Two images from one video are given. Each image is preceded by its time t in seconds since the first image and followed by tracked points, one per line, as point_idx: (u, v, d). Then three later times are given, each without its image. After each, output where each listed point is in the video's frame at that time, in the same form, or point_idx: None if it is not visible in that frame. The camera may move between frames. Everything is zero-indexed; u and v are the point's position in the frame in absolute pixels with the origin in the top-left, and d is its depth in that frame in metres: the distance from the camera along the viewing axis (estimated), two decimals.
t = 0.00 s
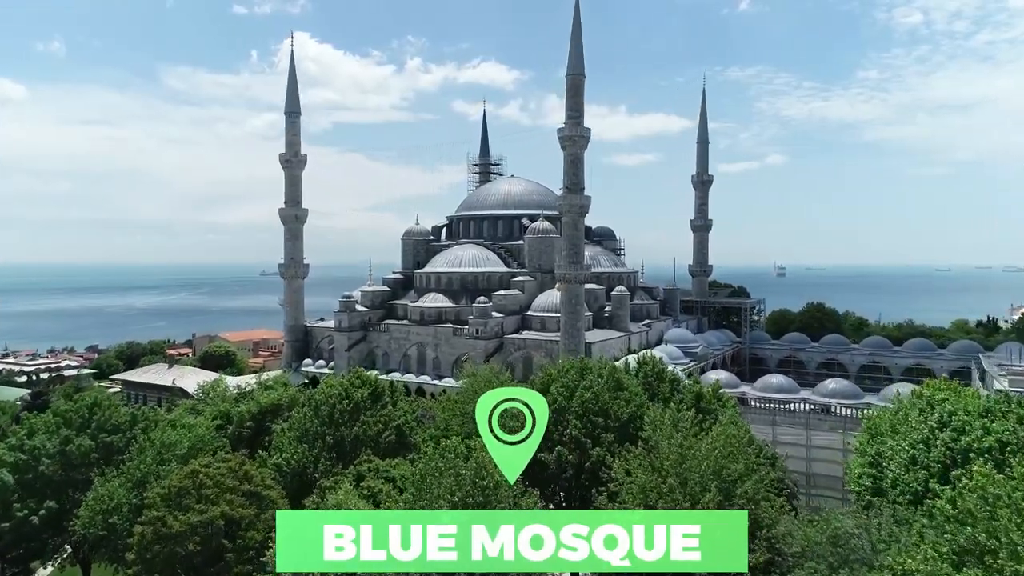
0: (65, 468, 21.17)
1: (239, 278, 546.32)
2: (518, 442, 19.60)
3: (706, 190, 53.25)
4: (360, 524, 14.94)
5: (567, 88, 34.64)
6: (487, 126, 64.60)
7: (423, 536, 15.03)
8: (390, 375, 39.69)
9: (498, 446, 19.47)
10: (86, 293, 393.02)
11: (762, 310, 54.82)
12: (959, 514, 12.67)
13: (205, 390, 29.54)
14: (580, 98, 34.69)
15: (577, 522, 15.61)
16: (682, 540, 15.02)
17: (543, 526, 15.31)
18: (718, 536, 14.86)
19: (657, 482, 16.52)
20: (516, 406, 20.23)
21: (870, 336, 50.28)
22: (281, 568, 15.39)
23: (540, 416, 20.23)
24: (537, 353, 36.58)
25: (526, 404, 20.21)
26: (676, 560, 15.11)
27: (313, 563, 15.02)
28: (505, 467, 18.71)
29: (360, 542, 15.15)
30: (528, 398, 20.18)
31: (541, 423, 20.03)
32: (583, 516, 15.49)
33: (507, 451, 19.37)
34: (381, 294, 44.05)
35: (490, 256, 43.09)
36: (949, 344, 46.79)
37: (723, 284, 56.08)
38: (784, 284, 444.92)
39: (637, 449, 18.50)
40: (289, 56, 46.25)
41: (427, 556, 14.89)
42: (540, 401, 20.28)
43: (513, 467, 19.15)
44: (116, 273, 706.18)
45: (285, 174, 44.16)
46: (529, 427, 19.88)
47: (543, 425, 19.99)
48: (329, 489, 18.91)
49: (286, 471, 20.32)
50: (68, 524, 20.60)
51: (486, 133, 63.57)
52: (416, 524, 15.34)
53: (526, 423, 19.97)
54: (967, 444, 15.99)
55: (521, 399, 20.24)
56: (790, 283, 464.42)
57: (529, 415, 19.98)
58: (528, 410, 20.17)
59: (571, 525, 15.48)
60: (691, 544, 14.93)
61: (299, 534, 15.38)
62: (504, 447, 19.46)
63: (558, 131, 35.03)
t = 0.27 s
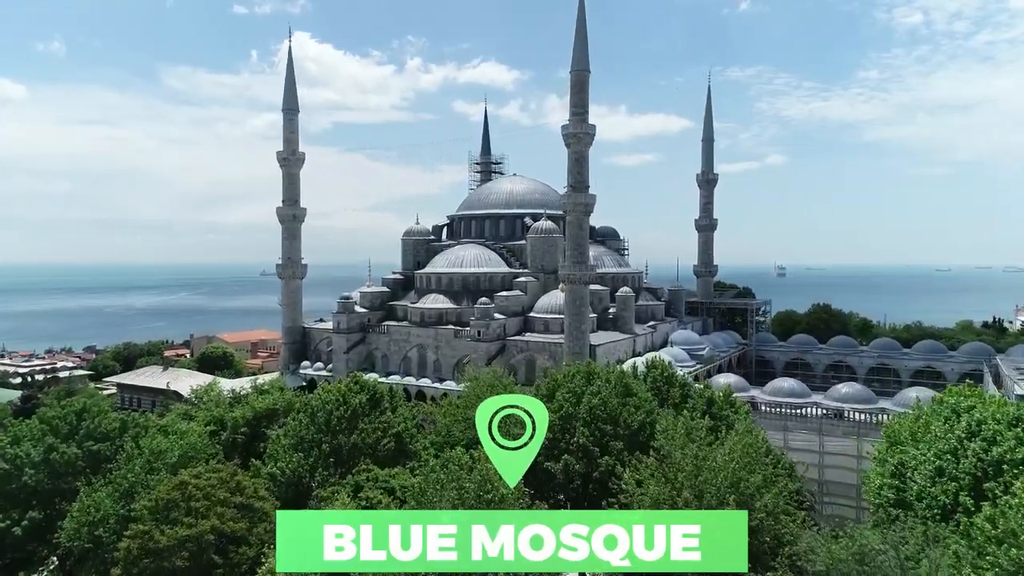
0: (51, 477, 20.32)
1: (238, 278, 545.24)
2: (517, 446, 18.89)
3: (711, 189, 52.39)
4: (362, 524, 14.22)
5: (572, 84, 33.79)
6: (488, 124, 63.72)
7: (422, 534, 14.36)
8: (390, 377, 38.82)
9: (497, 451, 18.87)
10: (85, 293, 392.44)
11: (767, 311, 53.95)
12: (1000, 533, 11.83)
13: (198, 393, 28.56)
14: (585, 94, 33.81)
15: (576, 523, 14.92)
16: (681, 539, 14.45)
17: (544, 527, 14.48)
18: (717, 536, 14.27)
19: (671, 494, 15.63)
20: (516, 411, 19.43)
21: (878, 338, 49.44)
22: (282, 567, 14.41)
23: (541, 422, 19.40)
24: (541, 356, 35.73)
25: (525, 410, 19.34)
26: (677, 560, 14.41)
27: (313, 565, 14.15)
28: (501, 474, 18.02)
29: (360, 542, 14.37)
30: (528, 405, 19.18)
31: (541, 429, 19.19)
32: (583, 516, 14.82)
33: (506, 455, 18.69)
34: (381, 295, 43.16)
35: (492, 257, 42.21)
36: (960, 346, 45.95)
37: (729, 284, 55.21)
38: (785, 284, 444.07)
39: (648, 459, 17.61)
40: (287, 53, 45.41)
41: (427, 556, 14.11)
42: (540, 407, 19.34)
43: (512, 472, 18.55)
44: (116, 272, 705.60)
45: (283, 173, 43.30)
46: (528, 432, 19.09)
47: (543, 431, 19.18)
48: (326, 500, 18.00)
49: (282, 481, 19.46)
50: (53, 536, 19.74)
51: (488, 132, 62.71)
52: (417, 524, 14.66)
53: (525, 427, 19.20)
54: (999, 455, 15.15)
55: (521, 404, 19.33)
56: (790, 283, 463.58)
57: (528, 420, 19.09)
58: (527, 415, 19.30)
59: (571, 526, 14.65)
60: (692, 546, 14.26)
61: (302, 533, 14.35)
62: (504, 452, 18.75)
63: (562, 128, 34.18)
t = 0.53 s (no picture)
0: (36, 487, 19.47)
1: (238, 278, 544.29)
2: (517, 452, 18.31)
3: (716, 188, 51.49)
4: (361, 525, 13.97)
5: (576, 80, 32.91)
6: (489, 123, 62.83)
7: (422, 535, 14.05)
8: (390, 380, 37.97)
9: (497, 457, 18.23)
10: (85, 293, 391.85)
11: (774, 312, 53.04)
12: None
13: (191, 397, 27.63)
14: (590, 90, 32.94)
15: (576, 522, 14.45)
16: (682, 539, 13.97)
17: (544, 526, 14.05)
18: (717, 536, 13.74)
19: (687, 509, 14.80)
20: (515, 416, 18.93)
21: (887, 340, 48.55)
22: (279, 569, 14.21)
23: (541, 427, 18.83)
24: (544, 359, 34.87)
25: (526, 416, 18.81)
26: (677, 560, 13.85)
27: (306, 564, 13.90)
28: (502, 479, 17.18)
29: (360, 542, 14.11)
30: (528, 412, 18.68)
31: (541, 435, 18.70)
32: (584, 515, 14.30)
33: (506, 463, 18.06)
34: (380, 296, 42.26)
35: (494, 257, 41.31)
36: (971, 349, 45.06)
37: (734, 285, 54.31)
38: (786, 284, 443.22)
39: (662, 470, 16.77)
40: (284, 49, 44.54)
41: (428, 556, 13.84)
42: (540, 413, 18.91)
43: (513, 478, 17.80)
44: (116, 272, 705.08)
45: (281, 171, 42.42)
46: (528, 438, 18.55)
47: (543, 437, 18.72)
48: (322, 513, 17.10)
49: (276, 491, 18.57)
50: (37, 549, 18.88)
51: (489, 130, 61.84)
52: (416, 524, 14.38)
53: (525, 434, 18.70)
54: None
55: (522, 410, 18.86)
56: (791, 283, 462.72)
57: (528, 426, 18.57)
58: (528, 421, 18.79)
59: (571, 525, 14.17)
60: (693, 545, 13.77)
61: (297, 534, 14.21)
62: (505, 458, 18.08)
63: (566, 125, 33.33)
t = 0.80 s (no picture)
0: (22, 497, 18.74)
1: (238, 278, 543.63)
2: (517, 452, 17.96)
3: (721, 187, 50.69)
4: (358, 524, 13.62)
5: (581, 75, 32.12)
6: (490, 121, 62.01)
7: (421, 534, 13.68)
8: (390, 383, 37.21)
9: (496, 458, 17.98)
10: (85, 293, 391.06)
11: (779, 313, 52.26)
12: None
13: (184, 400, 26.66)
14: (595, 86, 32.16)
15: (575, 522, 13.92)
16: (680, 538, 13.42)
17: (543, 524, 13.67)
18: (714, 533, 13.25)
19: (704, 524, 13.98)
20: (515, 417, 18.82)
21: (895, 341, 47.77)
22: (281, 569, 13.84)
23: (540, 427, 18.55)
24: (548, 361, 34.13)
25: (525, 416, 18.63)
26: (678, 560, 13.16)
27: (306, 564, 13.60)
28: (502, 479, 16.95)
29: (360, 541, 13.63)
30: (527, 411, 18.63)
31: (541, 435, 18.30)
32: (583, 516, 13.84)
33: (506, 462, 17.75)
34: (380, 297, 41.47)
35: (496, 257, 40.51)
36: (981, 350, 44.32)
37: (739, 286, 53.53)
38: (786, 284, 442.39)
39: (676, 482, 15.94)
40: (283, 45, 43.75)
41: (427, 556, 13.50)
42: (540, 413, 18.66)
43: (512, 479, 17.50)
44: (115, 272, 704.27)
45: (278, 169, 41.64)
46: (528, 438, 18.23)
47: (543, 436, 18.28)
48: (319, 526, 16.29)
49: (271, 502, 17.81)
50: (22, 562, 18.11)
51: (490, 128, 61.09)
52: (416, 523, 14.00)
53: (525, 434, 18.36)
54: None
55: (521, 411, 18.72)
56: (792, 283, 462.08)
57: (527, 426, 18.24)
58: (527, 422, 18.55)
59: (571, 524, 13.76)
60: (692, 544, 13.25)
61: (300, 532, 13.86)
62: (504, 459, 17.70)
63: (570, 122, 32.54)
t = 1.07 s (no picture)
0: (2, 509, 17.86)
1: (238, 278, 542.85)
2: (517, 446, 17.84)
3: (728, 186, 49.77)
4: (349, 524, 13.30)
5: (587, 71, 31.21)
6: (492, 119, 61.07)
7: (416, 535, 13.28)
8: (390, 386, 36.32)
9: (497, 451, 18.12)
10: (84, 292, 390.38)
11: (787, 314, 51.36)
12: None
13: (174, 407, 25.67)
14: (601, 82, 31.23)
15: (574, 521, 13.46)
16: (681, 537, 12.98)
17: (543, 525, 13.06)
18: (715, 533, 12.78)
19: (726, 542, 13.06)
20: (516, 409, 18.35)
21: (905, 344, 46.86)
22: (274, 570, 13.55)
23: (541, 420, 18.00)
24: (552, 364, 33.25)
25: (525, 408, 17.98)
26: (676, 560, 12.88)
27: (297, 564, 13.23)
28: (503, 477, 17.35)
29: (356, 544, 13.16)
30: (527, 405, 17.96)
31: (542, 428, 17.86)
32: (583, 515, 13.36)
33: (506, 457, 17.84)
34: (380, 298, 40.53)
35: (499, 257, 39.58)
36: (994, 353, 43.38)
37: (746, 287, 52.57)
38: (787, 284, 441.32)
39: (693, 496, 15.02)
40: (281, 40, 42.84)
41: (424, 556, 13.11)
42: (540, 405, 17.94)
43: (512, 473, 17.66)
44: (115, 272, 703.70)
45: (276, 168, 40.74)
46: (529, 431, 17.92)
47: (544, 430, 17.88)
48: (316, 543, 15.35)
49: (266, 516, 16.93)
50: None
51: (492, 127, 60.18)
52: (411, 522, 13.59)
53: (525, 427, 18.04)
54: None
55: (521, 403, 18.03)
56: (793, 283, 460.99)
57: (526, 420, 17.77)
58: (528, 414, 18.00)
59: (571, 524, 13.25)
60: (692, 544, 12.79)
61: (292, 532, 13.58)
62: (504, 453, 17.83)
63: (576, 118, 31.61)
